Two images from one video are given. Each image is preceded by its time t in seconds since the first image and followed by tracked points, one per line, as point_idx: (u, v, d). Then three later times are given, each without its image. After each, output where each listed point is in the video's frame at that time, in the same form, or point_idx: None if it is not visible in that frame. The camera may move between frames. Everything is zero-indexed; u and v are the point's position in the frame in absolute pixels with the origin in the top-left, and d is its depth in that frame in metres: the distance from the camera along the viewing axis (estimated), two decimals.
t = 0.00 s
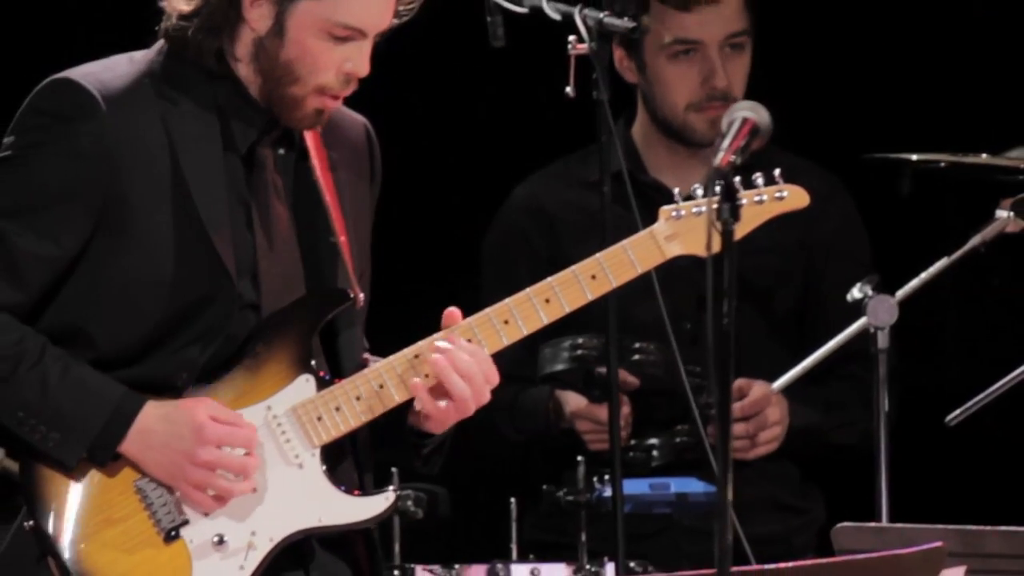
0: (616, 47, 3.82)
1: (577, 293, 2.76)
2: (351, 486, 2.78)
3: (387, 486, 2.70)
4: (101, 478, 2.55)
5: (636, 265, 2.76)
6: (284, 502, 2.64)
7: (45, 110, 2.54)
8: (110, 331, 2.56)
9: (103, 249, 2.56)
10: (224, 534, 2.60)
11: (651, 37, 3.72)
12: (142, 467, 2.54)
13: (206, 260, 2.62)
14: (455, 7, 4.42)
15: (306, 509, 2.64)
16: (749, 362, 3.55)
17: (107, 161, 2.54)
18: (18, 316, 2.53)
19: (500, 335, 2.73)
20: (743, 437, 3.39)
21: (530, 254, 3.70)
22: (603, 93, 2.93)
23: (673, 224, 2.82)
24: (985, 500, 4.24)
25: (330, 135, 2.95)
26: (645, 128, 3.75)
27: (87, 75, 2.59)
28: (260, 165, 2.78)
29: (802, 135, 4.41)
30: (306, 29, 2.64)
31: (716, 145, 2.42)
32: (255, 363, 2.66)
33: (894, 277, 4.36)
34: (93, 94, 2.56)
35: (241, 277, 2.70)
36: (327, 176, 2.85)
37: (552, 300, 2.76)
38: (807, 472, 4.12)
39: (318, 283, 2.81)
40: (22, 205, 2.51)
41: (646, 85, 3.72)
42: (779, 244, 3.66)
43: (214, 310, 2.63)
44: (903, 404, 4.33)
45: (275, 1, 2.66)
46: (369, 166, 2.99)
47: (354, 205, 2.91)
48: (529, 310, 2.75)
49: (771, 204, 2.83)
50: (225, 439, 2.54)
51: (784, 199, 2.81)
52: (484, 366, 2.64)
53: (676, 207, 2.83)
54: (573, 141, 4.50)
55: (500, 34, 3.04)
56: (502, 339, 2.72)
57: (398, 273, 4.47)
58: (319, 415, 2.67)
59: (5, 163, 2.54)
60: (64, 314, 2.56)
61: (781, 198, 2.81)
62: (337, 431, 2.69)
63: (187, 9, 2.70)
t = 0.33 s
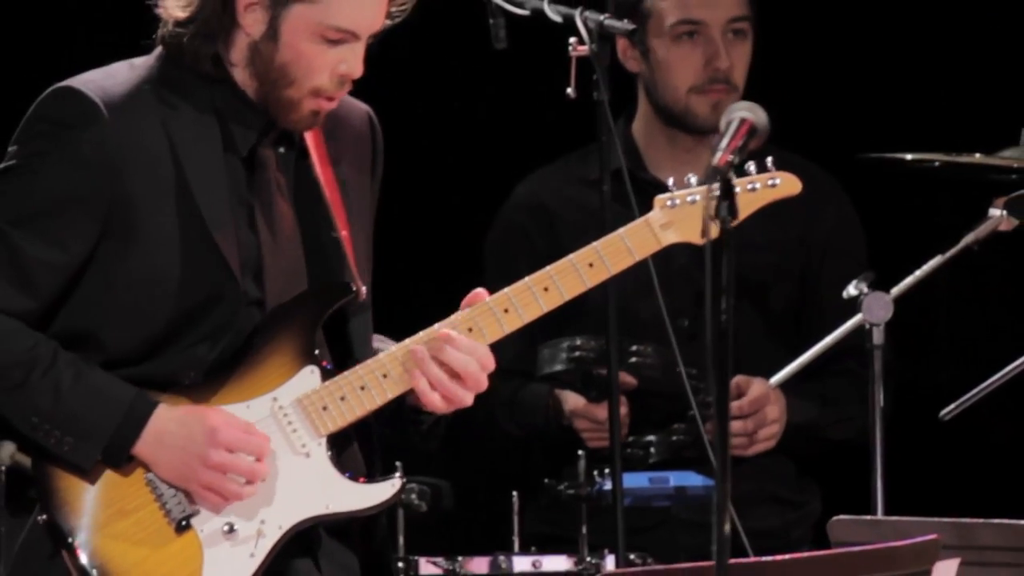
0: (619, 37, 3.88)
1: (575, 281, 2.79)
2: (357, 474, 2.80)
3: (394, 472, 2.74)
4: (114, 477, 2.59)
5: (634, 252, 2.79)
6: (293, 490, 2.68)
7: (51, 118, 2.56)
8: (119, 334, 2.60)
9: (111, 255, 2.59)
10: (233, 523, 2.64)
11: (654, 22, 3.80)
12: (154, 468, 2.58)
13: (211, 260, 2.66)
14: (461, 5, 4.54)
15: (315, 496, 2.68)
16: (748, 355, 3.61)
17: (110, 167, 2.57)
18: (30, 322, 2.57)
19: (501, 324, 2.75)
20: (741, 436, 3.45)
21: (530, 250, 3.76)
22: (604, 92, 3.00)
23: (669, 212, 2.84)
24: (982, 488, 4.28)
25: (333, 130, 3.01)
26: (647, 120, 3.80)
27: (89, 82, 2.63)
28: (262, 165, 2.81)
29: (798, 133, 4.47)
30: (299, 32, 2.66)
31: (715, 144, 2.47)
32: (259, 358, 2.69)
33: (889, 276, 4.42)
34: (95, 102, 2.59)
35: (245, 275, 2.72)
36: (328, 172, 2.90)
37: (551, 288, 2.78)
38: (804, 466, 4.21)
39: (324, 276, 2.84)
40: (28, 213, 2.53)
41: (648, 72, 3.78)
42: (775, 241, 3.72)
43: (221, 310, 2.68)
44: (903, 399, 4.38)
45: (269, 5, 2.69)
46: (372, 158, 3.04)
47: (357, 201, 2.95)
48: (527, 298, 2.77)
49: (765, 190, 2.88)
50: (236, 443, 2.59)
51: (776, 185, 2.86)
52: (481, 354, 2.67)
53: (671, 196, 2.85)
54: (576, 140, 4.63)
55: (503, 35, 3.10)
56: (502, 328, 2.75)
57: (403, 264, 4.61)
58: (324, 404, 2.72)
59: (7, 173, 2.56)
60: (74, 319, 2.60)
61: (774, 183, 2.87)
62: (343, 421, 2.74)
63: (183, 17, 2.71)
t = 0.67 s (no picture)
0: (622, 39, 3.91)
1: (569, 242, 2.82)
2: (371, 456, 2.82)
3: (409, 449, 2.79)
4: (139, 476, 2.66)
5: (622, 209, 2.81)
6: (312, 475, 2.73)
7: (50, 131, 2.64)
8: (131, 334, 2.68)
9: (117, 257, 2.67)
10: (258, 512, 2.70)
11: (655, 22, 3.85)
12: (180, 465, 2.65)
13: (214, 258, 2.73)
14: (463, 7, 4.68)
15: (335, 479, 2.73)
16: (746, 351, 3.67)
17: (109, 176, 2.64)
18: (44, 330, 2.65)
19: (500, 290, 2.82)
20: (740, 433, 3.50)
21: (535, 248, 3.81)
22: (604, 93, 3.05)
23: (654, 164, 2.83)
24: (975, 485, 4.38)
25: (321, 114, 3.07)
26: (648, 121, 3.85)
27: (85, 92, 2.70)
28: (260, 156, 2.87)
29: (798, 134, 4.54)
30: (277, 22, 2.73)
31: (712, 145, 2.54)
32: (268, 346, 2.74)
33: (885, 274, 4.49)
34: (92, 112, 2.66)
35: (251, 266, 2.79)
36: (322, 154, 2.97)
37: (546, 252, 2.83)
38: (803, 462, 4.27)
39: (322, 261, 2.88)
40: (35, 223, 2.63)
41: (651, 75, 3.82)
42: (773, 240, 3.77)
43: (229, 303, 2.75)
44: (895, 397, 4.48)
45: None
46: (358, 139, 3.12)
47: (349, 180, 3.03)
48: (524, 263, 2.82)
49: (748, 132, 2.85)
50: (259, 430, 2.66)
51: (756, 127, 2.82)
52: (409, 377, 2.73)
53: (655, 148, 2.84)
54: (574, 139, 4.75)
55: (505, 39, 3.16)
56: (501, 294, 2.81)
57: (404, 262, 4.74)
58: (335, 388, 2.75)
59: (12, 187, 2.65)
60: (86, 323, 2.68)
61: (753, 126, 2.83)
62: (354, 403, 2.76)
63: (162, 16, 2.83)
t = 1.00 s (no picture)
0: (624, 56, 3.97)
1: (560, 222, 2.89)
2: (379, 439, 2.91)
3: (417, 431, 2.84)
4: (151, 475, 2.74)
5: (611, 185, 2.89)
6: (321, 464, 2.80)
7: (44, 140, 2.71)
8: (135, 335, 2.74)
9: (116, 260, 2.73)
10: (269, 503, 2.77)
11: (657, 43, 3.89)
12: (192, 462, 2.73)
13: (210, 256, 2.78)
14: (462, 7, 4.76)
15: (343, 466, 2.80)
16: (746, 352, 3.73)
17: (106, 182, 2.71)
18: (51, 337, 2.72)
19: (496, 273, 2.89)
20: (740, 435, 3.57)
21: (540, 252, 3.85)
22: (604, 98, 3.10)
23: (639, 142, 2.92)
24: (971, 486, 4.46)
25: (314, 117, 3.09)
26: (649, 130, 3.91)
27: (78, 103, 2.76)
28: (249, 154, 2.90)
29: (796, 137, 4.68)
30: (254, 23, 2.79)
31: (710, 149, 2.60)
32: (270, 340, 2.81)
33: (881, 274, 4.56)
34: (83, 121, 2.72)
35: (251, 263, 2.84)
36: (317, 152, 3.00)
37: (539, 232, 2.90)
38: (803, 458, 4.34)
39: (320, 254, 2.91)
40: (36, 233, 2.69)
41: (653, 90, 3.92)
42: (772, 243, 3.83)
43: (228, 300, 2.79)
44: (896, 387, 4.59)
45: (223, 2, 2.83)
46: (353, 139, 3.14)
47: (346, 180, 3.06)
48: (516, 244, 2.89)
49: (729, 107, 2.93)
50: (270, 419, 2.73)
51: (738, 101, 2.91)
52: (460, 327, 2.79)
53: (639, 126, 2.92)
54: (575, 141, 4.83)
55: (507, 44, 3.22)
56: (498, 276, 2.88)
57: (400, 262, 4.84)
58: (339, 377, 2.82)
59: (10, 200, 2.72)
60: (92, 327, 2.74)
61: (736, 100, 2.91)
62: (358, 390, 2.83)
63: (144, 20, 2.93)
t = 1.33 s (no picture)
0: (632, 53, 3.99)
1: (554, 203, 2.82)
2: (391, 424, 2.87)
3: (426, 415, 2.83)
4: (164, 472, 2.71)
5: (603, 165, 2.83)
6: (333, 452, 2.77)
7: (41, 152, 2.68)
8: (142, 337, 2.70)
9: (120, 265, 2.70)
10: (284, 492, 2.74)
11: (663, 38, 3.92)
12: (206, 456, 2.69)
13: (212, 258, 2.75)
14: (468, 10, 5.07)
15: (356, 451, 2.77)
16: (748, 353, 3.79)
17: (109, 186, 2.69)
18: (60, 345, 2.69)
19: (493, 258, 2.82)
20: (744, 435, 3.64)
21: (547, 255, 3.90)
22: (610, 102, 3.12)
23: (626, 122, 2.88)
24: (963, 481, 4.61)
25: (312, 121, 3.06)
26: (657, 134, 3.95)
27: (73, 114, 2.73)
28: (246, 157, 2.88)
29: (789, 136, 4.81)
30: (237, 25, 2.73)
31: (715, 153, 2.66)
32: (276, 336, 2.78)
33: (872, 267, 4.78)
34: (78, 131, 2.69)
35: (252, 261, 2.79)
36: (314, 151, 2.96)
37: (533, 216, 2.82)
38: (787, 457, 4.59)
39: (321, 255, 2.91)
40: (40, 242, 2.66)
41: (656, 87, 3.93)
42: (773, 244, 3.89)
43: (231, 299, 2.76)
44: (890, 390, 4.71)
45: (206, 6, 2.78)
46: (354, 153, 3.11)
47: (345, 184, 3.02)
48: (512, 228, 2.82)
49: (712, 85, 2.94)
50: (277, 408, 2.71)
51: (721, 77, 2.94)
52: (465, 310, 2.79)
53: (625, 106, 2.89)
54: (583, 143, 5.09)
55: (515, 51, 3.27)
56: (493, 260, 2.81)
57: (402, 253, 5.17)
58: (343, 364, 2.80)
59: (14, 212, 2.70)
60: (100, 333, 2.71)
61: (718, 76, 2.94)
62: (363, 377, 2.80)
63: (130, 28, 2.89)
